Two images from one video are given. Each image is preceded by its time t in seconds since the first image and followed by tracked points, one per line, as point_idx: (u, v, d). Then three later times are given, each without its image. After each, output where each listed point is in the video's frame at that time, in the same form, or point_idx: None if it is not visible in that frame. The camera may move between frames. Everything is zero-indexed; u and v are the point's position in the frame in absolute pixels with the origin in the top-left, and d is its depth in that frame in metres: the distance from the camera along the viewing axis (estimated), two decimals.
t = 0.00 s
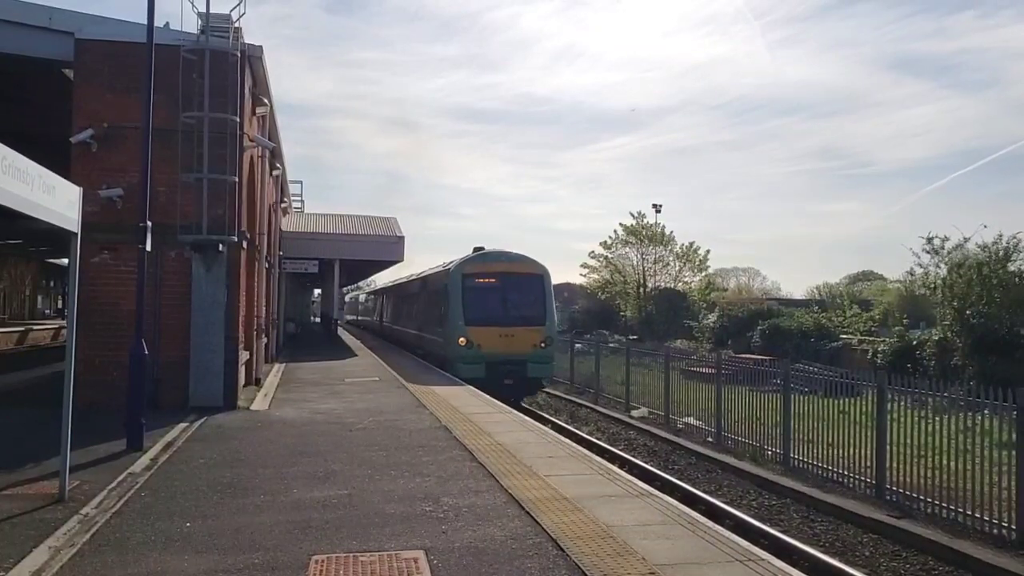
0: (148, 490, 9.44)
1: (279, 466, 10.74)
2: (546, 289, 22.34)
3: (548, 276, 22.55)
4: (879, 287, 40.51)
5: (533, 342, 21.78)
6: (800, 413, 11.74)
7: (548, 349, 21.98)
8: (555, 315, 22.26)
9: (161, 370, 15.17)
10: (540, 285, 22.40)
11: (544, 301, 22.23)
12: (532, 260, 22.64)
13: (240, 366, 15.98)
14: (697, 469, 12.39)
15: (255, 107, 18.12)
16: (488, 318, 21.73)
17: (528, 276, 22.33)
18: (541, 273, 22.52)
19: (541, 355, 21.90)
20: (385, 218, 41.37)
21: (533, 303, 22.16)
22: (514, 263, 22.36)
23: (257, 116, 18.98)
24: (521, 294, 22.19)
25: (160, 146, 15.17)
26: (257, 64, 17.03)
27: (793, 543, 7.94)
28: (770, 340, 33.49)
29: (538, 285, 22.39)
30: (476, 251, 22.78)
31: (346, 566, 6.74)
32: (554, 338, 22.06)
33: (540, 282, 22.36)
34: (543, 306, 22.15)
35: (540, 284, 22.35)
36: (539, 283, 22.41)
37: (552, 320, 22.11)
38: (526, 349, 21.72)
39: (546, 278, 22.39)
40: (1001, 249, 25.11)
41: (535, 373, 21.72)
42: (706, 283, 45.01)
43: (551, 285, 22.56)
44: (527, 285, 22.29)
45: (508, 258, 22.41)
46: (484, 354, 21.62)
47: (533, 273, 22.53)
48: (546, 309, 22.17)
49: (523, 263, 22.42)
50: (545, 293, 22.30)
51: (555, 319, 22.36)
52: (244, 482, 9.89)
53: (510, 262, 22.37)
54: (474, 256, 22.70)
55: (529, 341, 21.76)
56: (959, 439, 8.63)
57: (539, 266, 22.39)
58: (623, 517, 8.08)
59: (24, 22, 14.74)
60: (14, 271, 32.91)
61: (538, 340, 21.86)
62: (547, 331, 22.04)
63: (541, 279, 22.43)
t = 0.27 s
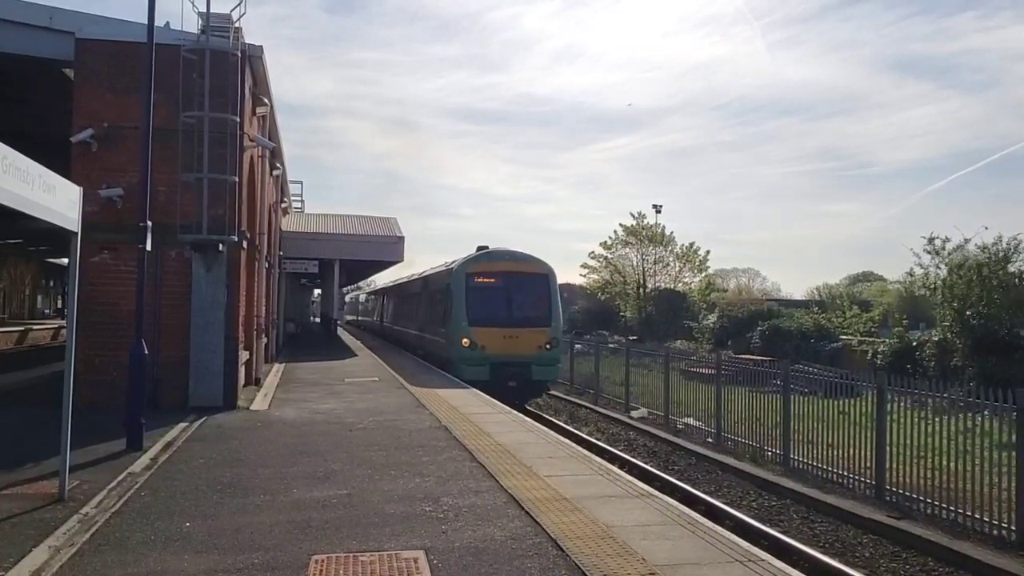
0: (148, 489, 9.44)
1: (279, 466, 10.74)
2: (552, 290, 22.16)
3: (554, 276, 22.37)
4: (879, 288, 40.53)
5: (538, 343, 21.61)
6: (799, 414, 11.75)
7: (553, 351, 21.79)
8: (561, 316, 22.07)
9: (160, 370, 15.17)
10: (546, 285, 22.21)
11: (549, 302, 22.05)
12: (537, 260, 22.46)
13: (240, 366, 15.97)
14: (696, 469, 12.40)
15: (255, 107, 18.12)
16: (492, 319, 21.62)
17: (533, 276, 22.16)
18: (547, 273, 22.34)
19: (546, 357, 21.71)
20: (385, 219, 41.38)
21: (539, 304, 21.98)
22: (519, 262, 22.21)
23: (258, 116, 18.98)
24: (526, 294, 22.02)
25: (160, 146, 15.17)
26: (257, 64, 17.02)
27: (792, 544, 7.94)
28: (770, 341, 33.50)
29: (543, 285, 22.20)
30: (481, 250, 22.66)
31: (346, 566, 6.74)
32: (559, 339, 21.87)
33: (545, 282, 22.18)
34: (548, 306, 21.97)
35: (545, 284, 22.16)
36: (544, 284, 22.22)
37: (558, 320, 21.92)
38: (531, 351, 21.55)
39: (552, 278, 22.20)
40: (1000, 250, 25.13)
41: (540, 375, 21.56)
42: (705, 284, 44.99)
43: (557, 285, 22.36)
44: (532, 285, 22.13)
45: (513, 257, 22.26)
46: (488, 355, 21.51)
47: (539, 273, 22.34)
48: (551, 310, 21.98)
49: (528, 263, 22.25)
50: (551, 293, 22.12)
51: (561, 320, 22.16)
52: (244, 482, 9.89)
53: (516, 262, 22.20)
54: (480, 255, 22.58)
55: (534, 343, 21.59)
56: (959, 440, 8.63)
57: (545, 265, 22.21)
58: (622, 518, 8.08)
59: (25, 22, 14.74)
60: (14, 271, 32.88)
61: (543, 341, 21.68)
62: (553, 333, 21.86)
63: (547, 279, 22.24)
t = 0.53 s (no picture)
0: (147, 489, 9.44)
1: (278, 466, 10.74)
2: (557, 289, 21.92)
3: (559, 276, 22.14)
4: (878, 288, 40.53)
5: (544, 344, 21.40)
6: (799, 414, 11.75)
7: (558, 352, 21.57)
8: (566, 317, 21.84)
9: (160, 370, 15.17)
10: (551, 285, 21.98)
11: (554, 302, 21.81)
12: (542, 259, 22.21)
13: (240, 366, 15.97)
14: (695, 469, 12.41)
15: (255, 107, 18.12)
16: (496, 319, 21.36)
17: (537, 276, 21.91)
18: (552, 272, 22.11)
19: (552, 358, 21.46)
20: (385, 219, 41.37)
21: (544, 304, 21.75)
22: (524, 262, 21.96)
23: (257, 116, 18.98)
24: (530, 294, 21.77)
25: (160, 146, 15.16)
26: (257, 64, 17.01)
27: (792, 544, 7.95)
28: (769, 341, 33.50)
29: (549, 285, 21.96)
30: (485, 249, 22.40)
31: (345, 566, 6.74)
32: (564, 340, 21.64)
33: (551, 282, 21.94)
34: (554, 307, 21.74)
35: (550, 283, 21.92)
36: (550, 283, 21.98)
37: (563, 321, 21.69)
38: (537, 352, 21.31)
39: (557, 277, 21.95)
40: (1000, 251, 25.12)
41: (546, 377, 21.31)
42: (705, 285, 44.94)
43: (562, 285, 22.13)
44: (537, 285, 21.88)
45: (517, 257, 22.00)
46: (491, 357, 21.25)
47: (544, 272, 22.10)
48: (556, 310, 21.75)
49: (533, 263, 22.01)
50: (556, 292, 21.88)
51: (566, 321, 21.94)
52: (243, 482, 9.89)
53: (521, 261, 21.95)
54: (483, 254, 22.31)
55: (539, 344, 21.36)
56: (957, 440, 8.63)
57: (550, 265, 21.97)
58: (622, 518, 8.08)
59: (24, 22, 14.74)
60: (12, 271, 32.84)
61: (548, 342, 21.46)
62: (558, 333, 21.63)
63: (552, 279, 22.01)
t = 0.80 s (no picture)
0: (145, 489, 9.43)
1: (276, 466, 10.74)
2: (562, 289, 21.40)
3: (564, 275, 21.63)
4: (876, 288, 40.57)
5: (549, 345, 20.88)
6: (797, 414, 11.76)
7: (563, 353, 21.04)
8: (572, 317, 21.32)
9: (158, 370, 15.15)
10: (556, 284, 21.44)
11: (559, 301, 21.28)
12: (546, 258, 21.69)
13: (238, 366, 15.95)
14: (693, 469, 12.41)
15: (253, 107, 18.11)
16: (500, 319, 20.81)
17: (542, 275, 21.38)
18: (557, 271, 21.59)
19: (557, 360, 20.96)
20: (382, 219, 41.36)
21: (548, 303, 21.21)
22: (528, 260, 21.46)
23: (255, 116, 18.97)
24: (535, 293, 21.24)
25: (158, 146, 15.16)
26: (255, 63, 17.01)
27: (789, 544, 7.95)
28: (767, 342, 33.50)
29: (554, 284, 21.44)
30: (488, 247, 21.89)
31: (343, 566, 6.73)
32: (570, 341, 21.14)
33: (556, 281, 21.41)
34: (559, 306, 21.21)
35: (555, 283, 21.41)
36: (555, 283, 21.45)
37: (569, 321, 21.16)
38: (541, 354, 20.80)
39: (562, 276, 21.45)
40: (998, 251, 25.15)
41: (550, 379, 20.82)
42: (703, 284, 45.09)
43: (567, 284, 21.60)
44: (542, 284, 21.34)
45: (521, 255, 21.47)
46: (495, 358, 20.72)
47: (548, 271, 21.57)
48: (562, 310, 21.22)
49: (537, 261, 21.50)
50: (561, 292, 21.38)
51: (572, 321, 21.42)
52: (241, 481, 9.88)
53: (525, 259, 21.44)
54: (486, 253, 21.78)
55: (544, 345, 20.85)
56: (955, 441, 8.64)
57: (555, 264, 21.45)
58: (620, 518, 8.08)
59: (23, 21, 14.72)
60: (10, 270, 32.77)
61: (553, 343, 20.94)
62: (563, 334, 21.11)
63: (557, 278, 21.48)
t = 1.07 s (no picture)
0: (142, 489, 9.41)
1: (274, 466, 10.72)
2: (567, 289, 21.04)
3: (569, 275, 21.29)
4: (874, 289, 40.58)
5: (553, 347, 20.48)
6: (794, 415, 11.76)
7: (569, 356, 20.60)
8: (578, 317, 20.96)
9: (155, 370, 15.13)
10: (561, 283, 21.10)
11: (564, 301, 20.93)
12: (551, 257, 21.35)
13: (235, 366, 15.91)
14: (691, 470, 12.40)
15: (251, 106, 18.08)
16: (504, 320, 20.44)
17: (547, 274, 21.03)
18: (562, 271, 21.25)
19: (562, 363, 20.54)
20: (381, 219, 41.30)
21: (554, 303, 20.87)
22: (532, 259, 21.10)
23: (254, 116, 18.95)
24: (539, 293, 20.89)
25: (155, 146, 15.12)
26: (253, 63, 16.99)
27: (787, 545, 7.95)
28: (765, 342, 33.48)
29: (559, 284, 21.09)
30: (491, 245, 21.53)
31: (340, 567, 6.71)
32: (575, 343, 20.74)
33: (561, 281, 21.07)
34: (564, 306, 20.86)
35: (560, 282, 21.05)
36: (560, 282, 21.11)
37: (575, 322, 20.79)
38: (546, 356, 20.39)
39: (567, 276, 21.09)
40: (996, 253, 25.15)
41: (554, 383, 20.39)
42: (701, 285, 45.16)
43: (572, 284, 21.26)
44: (547, 283, 20.98)
45: (526, 254, 21.13)
46: (499, 360, 20.33)
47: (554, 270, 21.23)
48: (567, 311, 20.87)
49: (542, 260, 21.16)
50: (566, 292, 21.02)
51: (577, 322, 21.07)
52: (239, 482, 9.86)
53: (529, 258, 21.09)
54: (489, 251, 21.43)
55: (549, 348, 20.44)
56: (953, 442, 8.63)
57: (560, 263, 21.11)
58: (618, 519, 8.07)
59: (20, 20, 14.69)
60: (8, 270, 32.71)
61: (558, 345, 20.56)
62: (568, 336, 20.75)
63: (562, 278, 21.14)
